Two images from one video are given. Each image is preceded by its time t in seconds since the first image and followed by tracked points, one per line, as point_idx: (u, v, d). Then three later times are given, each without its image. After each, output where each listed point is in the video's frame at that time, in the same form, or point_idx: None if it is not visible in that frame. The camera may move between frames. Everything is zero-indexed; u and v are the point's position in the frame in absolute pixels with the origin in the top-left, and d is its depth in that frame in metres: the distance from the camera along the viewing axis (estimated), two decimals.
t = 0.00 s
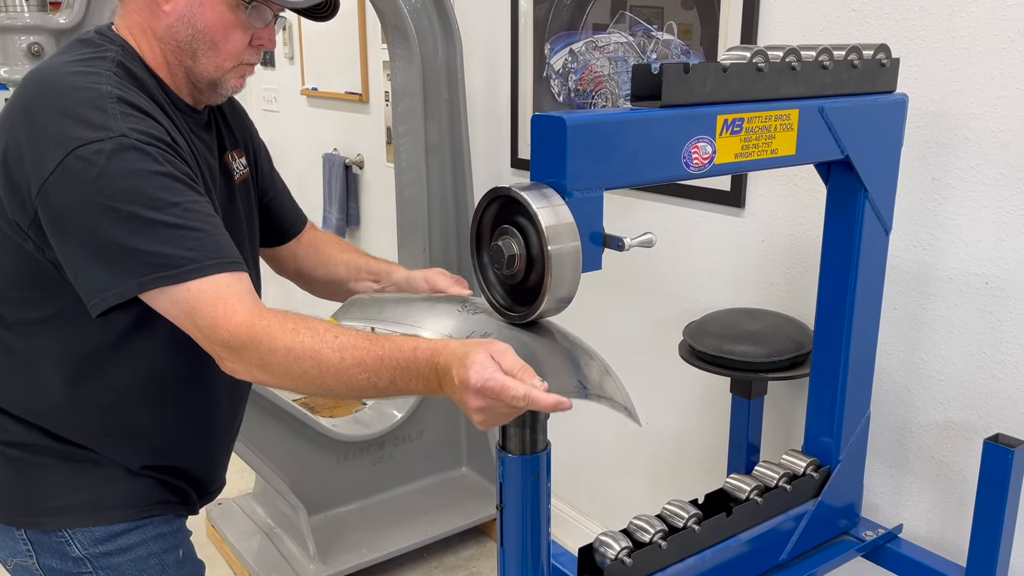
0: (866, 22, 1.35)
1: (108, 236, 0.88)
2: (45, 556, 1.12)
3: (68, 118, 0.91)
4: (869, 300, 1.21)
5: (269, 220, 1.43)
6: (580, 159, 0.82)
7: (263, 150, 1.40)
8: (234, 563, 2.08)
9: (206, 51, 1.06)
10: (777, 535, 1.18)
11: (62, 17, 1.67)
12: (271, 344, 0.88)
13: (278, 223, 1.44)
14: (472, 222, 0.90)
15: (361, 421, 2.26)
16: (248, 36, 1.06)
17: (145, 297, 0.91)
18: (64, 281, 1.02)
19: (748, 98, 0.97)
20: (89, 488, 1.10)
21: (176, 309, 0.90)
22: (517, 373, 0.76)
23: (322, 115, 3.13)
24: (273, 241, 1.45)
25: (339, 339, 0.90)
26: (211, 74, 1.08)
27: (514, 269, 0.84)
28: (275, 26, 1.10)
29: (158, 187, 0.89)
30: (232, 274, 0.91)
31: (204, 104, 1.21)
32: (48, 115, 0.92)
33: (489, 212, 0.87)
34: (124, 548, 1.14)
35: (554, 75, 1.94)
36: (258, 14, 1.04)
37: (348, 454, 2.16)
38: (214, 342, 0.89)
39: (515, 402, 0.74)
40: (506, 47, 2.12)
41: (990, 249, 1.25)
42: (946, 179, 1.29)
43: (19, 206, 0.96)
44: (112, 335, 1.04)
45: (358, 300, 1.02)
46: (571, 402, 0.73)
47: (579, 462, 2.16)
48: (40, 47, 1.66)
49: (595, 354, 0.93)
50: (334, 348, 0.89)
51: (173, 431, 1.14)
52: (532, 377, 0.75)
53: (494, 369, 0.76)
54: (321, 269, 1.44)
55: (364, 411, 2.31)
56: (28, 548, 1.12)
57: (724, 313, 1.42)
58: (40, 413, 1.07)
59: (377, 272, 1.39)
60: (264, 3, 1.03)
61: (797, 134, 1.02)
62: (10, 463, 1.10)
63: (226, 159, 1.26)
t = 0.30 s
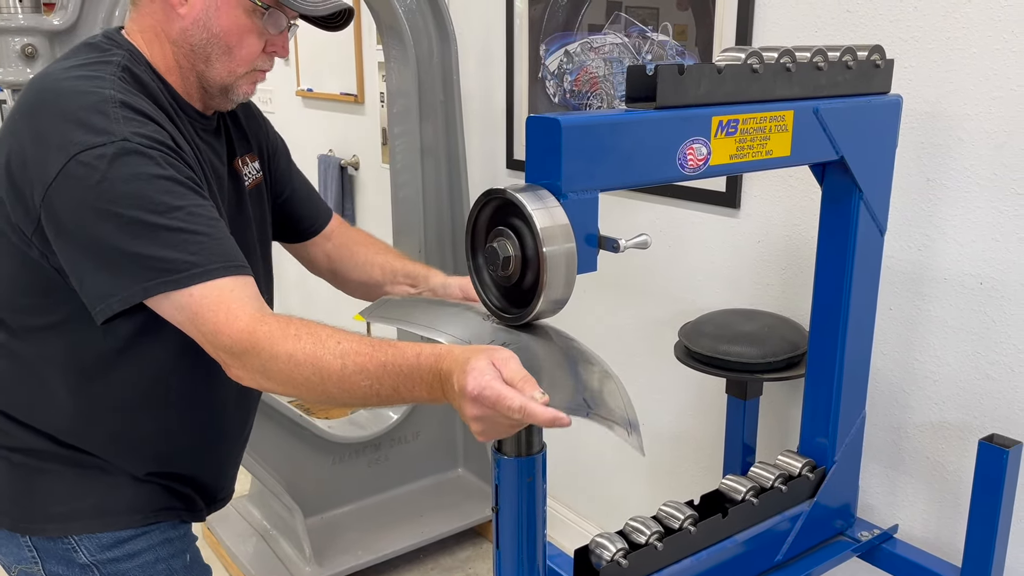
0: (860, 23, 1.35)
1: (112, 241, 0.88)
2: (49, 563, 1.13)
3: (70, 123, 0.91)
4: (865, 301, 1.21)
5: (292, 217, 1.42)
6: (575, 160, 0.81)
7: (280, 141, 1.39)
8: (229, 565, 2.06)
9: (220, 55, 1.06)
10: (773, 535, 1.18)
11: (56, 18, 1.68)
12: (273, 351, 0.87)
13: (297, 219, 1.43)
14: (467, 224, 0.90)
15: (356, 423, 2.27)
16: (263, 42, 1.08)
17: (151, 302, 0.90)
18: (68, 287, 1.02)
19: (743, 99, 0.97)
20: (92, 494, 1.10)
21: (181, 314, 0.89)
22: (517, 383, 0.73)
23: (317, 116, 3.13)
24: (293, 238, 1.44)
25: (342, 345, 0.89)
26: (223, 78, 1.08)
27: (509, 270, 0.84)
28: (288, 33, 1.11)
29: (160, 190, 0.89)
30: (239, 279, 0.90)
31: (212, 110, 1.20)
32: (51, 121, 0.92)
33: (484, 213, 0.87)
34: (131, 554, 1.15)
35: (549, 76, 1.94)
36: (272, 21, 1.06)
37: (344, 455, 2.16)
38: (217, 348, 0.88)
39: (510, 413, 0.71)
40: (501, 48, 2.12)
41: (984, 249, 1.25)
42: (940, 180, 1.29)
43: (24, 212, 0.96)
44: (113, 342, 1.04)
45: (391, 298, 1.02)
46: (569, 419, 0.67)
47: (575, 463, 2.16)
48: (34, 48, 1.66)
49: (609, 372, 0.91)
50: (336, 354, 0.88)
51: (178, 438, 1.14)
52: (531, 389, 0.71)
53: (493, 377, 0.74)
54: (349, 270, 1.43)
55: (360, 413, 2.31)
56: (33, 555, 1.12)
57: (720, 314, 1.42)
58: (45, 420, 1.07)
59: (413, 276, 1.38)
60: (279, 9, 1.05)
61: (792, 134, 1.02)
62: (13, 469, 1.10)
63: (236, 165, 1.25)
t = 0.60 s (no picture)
0: (854, 24, 1.35)
1: (120, 240, 0.87)
2: (53, 567, 1.13)
3: (77, 122, 0.91)
4: (859, 300, 1.22)
5: (307, 216, 1.40)
6: (568, 160, 0.82)
7: (295, 139, 1.38)
8: (225, 565, 2.04)
9: (236, 59, 1.06)
10: (768, 534, 1.18)
11: (50, 19, 1.68)
12: (281, 351, 0.85)
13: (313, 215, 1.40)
14: (461, 224, 0.90)
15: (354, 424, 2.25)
16: (278, 47, 1.08)
17: (159, 300, 0.89)
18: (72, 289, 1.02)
19: (736, 100, 0.97)
20: (95, 498, 1.10)
21: (189, 312, 0.87)
22: (529, 421, 0.68)
23: (313, 117, 3.13)
24: (309, 236, 1.42)
25: (353, 355, 0.86)
26: (238, 82, 1.08)
27: (503, 271, 0.84)
28: (303, 39, 1.12)
29: (166, 186, 0.88)
30: (246, 274, 0.88)
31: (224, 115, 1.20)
32: (59, 121, 0.92)
33: (478, 213, 0.87)
34: (135, 558, 1.15)
35: (545, 77, 1.95)
36: (289, 25, 1.06)
37: (340, 456, 2.16)
38: (226, 342, 0.87)
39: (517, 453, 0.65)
40: (497, 49, 2.12)
41: (979, 249, 1.26)
42: (934, 179, 1.29)
43: (29, 212, 0.96)
44: (116, 345, 1.03)
45: (428, 304, 1.00)
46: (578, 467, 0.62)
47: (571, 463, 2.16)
48: (28, 49, 1.64)
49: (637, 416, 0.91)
50: (346, 363, 0.85)
51: (185, 441, 1.15)
52: (543, 429, 0.66)
53: (504, 411, 0.69)
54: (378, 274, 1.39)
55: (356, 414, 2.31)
56: (36, 559, 1.12)
57: (715, 314, 1.42)
58: (49, 422, 1.07)
59: (445, 277, 1.30)
60: (296, 13, 1.05)
61: (786, 134, 1.02)
62: (16, 472, 1.09)
63: (246, 170, 1.24)
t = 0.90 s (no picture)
0: (849, 25, 1.36)
1: (127, 242, 0.87)
2: (55, 572, 1.13)
3: (85, 123, 0.91)
4: (853, 301, 1.22)
5: (324, 220, 1.40)
6: (563, 161, 0.82)
7: (314, 138, 1.37)
8: (223, 567, 2.03)
9: (254, 63, 1.06)
10: (764, 534, 1.19)
11: (46, 20, 1.70)
12: (285, 361, 0.84)
13: (341, 213, 1.39)
14: (456, 226, 0.90)
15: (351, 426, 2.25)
16: (297, 53, 1.08)
17: (166, 304, 0.88)
18: (75, 292, 1.02)
19: (730, 101, 0.98)
20: (97, 503, 1.10)
21: (198, 315, 0.87)
22: (531, 459, 0.63)
23: (309, 119, 3.13)
24: (330, 235, 1.41)
25: (361, 371, 0.84)
26: (255, 87, 1.08)
27: (498, 271, 0.84)
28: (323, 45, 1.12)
29: (174, 188, 0.88)
30: (254, 277, 0.88)
31: (239, 119, 1.20)
32: (67, 121, 0.92)
33: (473, 215, 0.87)
34: (137, 565, 1.15)
35: (541, 78, 1.95)
36: (308, 32, 1.06)
37: (337, 457, 2.16)
38: (233, 349, 0.86)
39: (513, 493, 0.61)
40: (493, 50, 2.12)
41: (973, 250, 1.26)
42: (928, 180, 1.30)
43: (34, 213, 0.96)
44: (115, 348, 1.03)
45: (459, 314, 0.99)
46: (577, 510, 0.59)
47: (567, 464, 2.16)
48: (24, 51, 1.68)
49: (649, 415, 0.87)
50: (352, 378, 0.83)
51: (190, 449, 1.14)
52: (545, 468, 0.62)
53: (505, 445, 0.65)
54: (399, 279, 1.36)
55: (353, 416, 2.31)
56: (38, 563, 1.12)
57: (710, 315, 1.43)
58: (55, 426, 1.07)
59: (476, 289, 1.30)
60: (316, 20, 1.05)
61: (780, 135, 1.02)
62: (18, 476, 1.10)
63: (261, 175, 1.24)
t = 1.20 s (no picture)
0: (847, 27, 1.36)
1: (123, 246, 0.87)
2: (58, 571, 1.14)
3: (87, 125, 0.91)
4: (852, 302, 1.23)
5: (353, 213, 1.38)
6: (562, 163, 0.82)
7: (332, 137, 1.38)
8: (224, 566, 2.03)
9: (267, 66, 1.07)
10: (762, 534, 1.19)
11: (47, 22, 1.70)
12: (271, 377, 0.84)
13: (363, 209, 1.38)
14: (456, 228, 0.90)
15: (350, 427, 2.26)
16: (310, 55, 1.09)
17: (162, 309, 0.89)
18: (78, 294, 1.02)
19: (728, 103, 0.98)
20: (100, 503, 1.11)
21: (194, 324, 0.87)
22: (498, 498, 0.64)
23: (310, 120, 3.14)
24: (351, 231, 1.40)
25: (344, 390, 0.83)
26: (268, 90, 1.09)
27: (496, 272, 0.85)
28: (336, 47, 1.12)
29: (173, 195, 0.88)
30: (248, 287, 0.88)
31: (250, 122, 1.20)
32: (69, 121, 0.93)
33: (472, 219, 0.88)
34: (139, 566, 1.17)
35: (541, 79, 1.96)
36: (321, 34, 1.07)
37: (337, 458, 2.17)
38: (223, 361, 0.87)
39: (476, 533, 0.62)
40: (493, 51, 2.13)
41: (971, 251, 1.26)
42: (926, 181, 1.30)
43: (37, 214, 0.96)
44: (117, 349, 1.04)
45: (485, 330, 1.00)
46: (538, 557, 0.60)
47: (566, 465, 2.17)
48: (25, 52, 1.68)
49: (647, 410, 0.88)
50: (335, 399, 0.82)
51: (191, 451, 1.14)
52: (509, 510, 0.63)
53: (474, 481, 0.64)
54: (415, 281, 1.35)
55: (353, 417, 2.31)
56: (41, 562, 1.13)
57: (708, 316, 1.43)
58: (59, 425, 1.08)
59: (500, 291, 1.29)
60: (330, 21, 1.06)
61: (777, 136, 1.03)
62: (21, 476, 1.10)
63: (273, 178, 1.25)
